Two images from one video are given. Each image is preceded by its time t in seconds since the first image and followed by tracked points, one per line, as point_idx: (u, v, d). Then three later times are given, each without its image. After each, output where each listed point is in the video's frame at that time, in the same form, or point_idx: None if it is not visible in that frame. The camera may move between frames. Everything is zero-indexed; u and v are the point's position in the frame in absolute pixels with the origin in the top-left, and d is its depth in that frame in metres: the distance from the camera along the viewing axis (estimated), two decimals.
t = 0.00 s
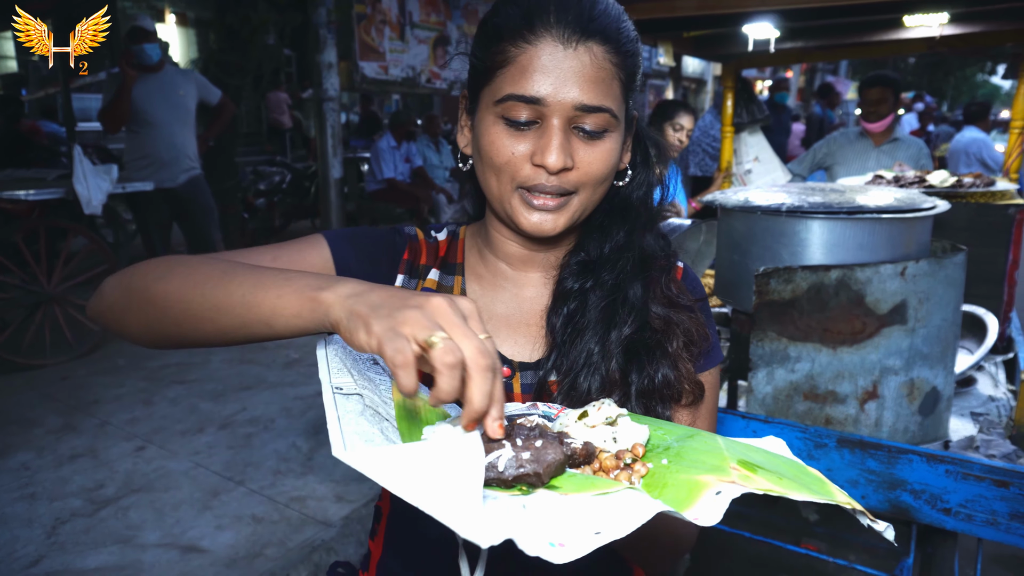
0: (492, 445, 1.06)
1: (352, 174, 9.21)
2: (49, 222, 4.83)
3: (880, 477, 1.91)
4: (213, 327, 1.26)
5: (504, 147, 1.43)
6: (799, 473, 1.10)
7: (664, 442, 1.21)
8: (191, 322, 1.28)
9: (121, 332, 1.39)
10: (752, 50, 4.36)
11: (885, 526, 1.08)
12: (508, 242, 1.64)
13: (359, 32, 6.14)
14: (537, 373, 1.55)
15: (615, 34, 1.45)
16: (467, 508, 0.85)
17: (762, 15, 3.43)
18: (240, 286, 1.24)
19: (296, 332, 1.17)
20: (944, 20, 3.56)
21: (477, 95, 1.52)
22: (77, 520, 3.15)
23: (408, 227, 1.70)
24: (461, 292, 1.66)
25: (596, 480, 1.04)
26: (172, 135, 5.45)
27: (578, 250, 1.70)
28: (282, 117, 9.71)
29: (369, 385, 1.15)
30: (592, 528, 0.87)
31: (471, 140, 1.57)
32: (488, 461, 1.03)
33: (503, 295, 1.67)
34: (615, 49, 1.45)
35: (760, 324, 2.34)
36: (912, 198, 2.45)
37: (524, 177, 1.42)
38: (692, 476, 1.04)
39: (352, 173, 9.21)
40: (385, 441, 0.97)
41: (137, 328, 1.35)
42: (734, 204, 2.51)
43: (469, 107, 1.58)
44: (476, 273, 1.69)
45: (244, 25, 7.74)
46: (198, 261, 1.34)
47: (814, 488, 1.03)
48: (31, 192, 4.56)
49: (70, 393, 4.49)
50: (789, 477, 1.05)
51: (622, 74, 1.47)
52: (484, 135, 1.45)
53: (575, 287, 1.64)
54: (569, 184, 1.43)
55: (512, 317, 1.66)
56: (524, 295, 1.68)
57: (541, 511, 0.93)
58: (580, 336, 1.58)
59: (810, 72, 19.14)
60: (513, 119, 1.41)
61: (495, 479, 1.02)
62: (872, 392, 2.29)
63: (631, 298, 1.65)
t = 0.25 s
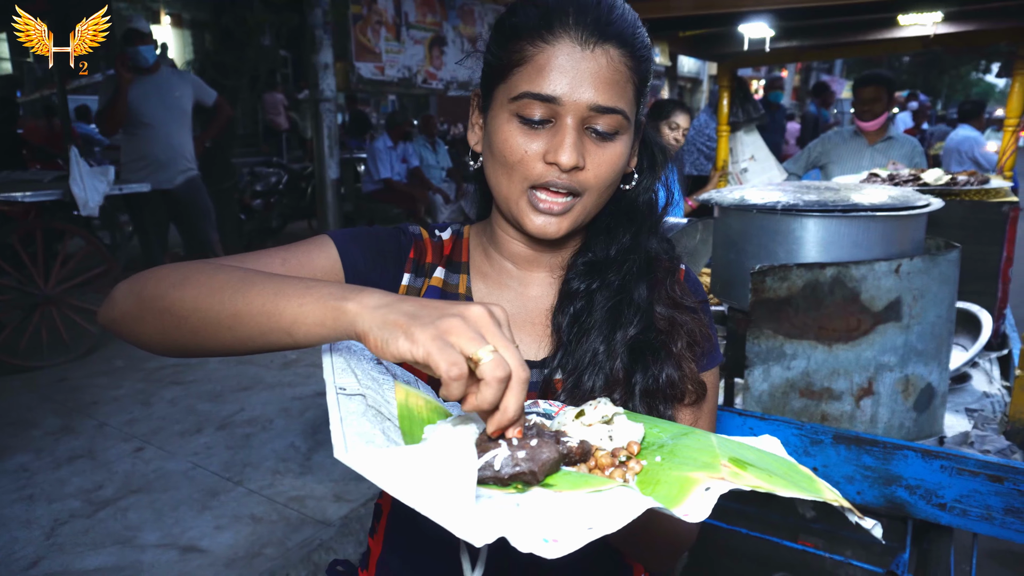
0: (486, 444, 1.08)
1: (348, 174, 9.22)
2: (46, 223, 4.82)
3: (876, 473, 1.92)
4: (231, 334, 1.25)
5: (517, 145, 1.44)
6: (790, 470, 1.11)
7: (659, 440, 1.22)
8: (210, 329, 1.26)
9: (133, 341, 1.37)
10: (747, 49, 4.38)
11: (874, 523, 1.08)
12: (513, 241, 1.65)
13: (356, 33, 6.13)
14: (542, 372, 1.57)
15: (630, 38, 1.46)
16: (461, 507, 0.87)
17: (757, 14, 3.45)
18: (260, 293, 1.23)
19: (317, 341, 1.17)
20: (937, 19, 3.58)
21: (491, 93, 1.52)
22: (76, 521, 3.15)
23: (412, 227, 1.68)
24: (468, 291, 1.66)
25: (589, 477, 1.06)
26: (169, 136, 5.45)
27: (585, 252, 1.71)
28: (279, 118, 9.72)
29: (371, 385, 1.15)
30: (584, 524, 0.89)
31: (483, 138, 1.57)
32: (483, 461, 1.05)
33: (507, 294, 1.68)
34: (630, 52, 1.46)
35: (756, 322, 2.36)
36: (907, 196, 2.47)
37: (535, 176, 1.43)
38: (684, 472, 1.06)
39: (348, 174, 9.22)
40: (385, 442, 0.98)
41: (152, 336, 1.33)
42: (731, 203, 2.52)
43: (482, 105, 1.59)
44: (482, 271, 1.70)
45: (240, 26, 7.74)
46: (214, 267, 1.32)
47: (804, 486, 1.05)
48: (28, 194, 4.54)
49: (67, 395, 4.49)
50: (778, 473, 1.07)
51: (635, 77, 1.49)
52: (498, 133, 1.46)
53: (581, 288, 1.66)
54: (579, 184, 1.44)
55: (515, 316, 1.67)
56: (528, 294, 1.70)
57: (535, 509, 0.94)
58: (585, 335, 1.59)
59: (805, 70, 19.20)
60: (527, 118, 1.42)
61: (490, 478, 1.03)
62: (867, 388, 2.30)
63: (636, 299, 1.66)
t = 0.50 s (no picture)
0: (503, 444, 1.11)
1: (346, 174, 9.22)
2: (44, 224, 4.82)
3: (874, 470, 1.94)
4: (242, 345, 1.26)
5: (524, 142, 1.45)
6: (797, 469, 1.12)
7: (668, 437, 1.24)
8: (221, 341, 1.28)
9: (148, 353, 1.39)
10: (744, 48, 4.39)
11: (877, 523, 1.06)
12: (519, 240, 1.66)
13: (353, 33, 6.13)
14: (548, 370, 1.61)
15: (633, 36, 1.48)
16: (480, 504, 0.88)
17: (754, 14, 3.45)
18: (269, 305, 1.23)
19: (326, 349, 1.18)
20: (933, 18, 3.59)
21: (496, 92, 1.53)
22: (77, 521, 3.15)
23: (417, 227, 1.69)
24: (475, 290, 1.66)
25: (601, 473, 1.08)
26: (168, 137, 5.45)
27: (589, 249, 1.71)
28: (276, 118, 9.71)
29: (384, 382, 1.17)
30: (600, 521, 0.90)
31: (488, 137, 1.58)
32: (500, 458, 1.08)
33: (513, 293, 1.69)
34: (633, 49, 1.48)
35: (755, 320, 2.36)
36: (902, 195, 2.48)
37: (543, 171, 1.43)
38: (694, 469, 1.07)
39: (346, 174, 9.22)
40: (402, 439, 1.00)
41: (165, 348, 1.35)
42: (728, 201, 2.53)
43: (487, 105, 1.60)
44: (487, 271, 1.70)
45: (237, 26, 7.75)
46: (223, 279, 1.33)
47: (810, 485, 1.06)
48: (26, 195, 4.54)
49: (67, 396, 4.49)
50: (786, 473, 1.08)
51: (639, 74, 1.50)
52: (504, 130, 1.47)
53: (585, 287, 1.66)
54: (586, 179, 1.45)
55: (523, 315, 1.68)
56: (535, 293, 1.71)
57: (552, 507, 0.95)
58: (590, 334, 1.61)
59: (802, 69, 19.21)
60: (534, 114, 1.44)
61: (505, 475, 1.07)
62: (865, 385, 2.32)
63: (640, 298, 1.67)
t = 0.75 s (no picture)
0: (510, 438, 1.11)
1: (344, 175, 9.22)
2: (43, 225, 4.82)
3: (872, 468, 1.95)
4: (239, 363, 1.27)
5: (524, 139, 1.45)
6: (796, 473, 1.13)
7: (671, 438, 1.25)
8: (220, 361, 1.28)
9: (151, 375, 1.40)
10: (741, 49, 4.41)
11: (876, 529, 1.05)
12: (520, 240, 1.67)
13: (352, 34, 6.14)
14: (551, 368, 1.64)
15: (630, 36, 1.50)
16: (485, 495, 0.90)
17: (752, 15, 3.46)
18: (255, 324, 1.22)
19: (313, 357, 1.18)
20: (930, 18, 3.60)
21: (497, 93, 1.54)
22: (77, 522, 3.16)
23: (416, 230, 1.68)
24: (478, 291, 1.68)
25: (604, 471, 1.08)
26: (167, 138, 5.46)
27: (590, 250, 1.72)
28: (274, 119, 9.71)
29: (392, 376, 1.20)
30: (601, 518, 0.92)
31: (489, 138, 1.60)
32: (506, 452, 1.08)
33: (516, 293, 1.71)
34: (631, 48, 1.49)
35: (753, 320, 2.37)
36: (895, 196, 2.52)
37: (543, 167, 1.44)
38: (696, 470, 1.08)
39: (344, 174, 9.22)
40: (410, 431, 1.02)
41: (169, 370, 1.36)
42: (725, 202, 2.55)
43: (488, 107, 1.61)
44: (489, 272, 1.72)
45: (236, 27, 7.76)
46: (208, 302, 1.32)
47: (809, 488, 1.06)
48: (25, 197, 4.54)
49: (66, 397, 4.50)
50: (787, 475, 1.08)
51: (637, 73, 1.51)
52: (504, 128, 1.48)
53: (587, 288, 1.68)
54: (586, 175, 1.45)
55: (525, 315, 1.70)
56: (536, 293, 1.73)
57: (555, 502, 0.96)
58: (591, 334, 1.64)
59: (800, 69, 19.23)
60: (534, 112, 1.45)
61: (510, 470, 1.06)
62: (863, 384, 2.33)
63: (641, 299, 1.68)
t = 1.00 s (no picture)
0: (510, 430, 1.11)
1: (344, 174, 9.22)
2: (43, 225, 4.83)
3: (872, 467, 1.96)
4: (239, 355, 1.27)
5: (514, 126, 1.43)
6: (793, 465, 1.14)
7: (668, 433, 1.25)
8: (221, 358, 1.28)
9: (161, 393, 1.42)
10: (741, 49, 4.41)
11: (868, 520, 1.07)
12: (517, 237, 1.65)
13: (352, 34, 6.15)
14: (547, 369, 1.57)
15: (624, 32, 1.52)
16: (485, 487, 0.91)
17: (751, 15, 3.47)
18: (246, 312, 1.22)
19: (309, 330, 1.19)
20: (929, 18, 3.61)
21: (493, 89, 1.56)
22: (78, 521, 3.16)
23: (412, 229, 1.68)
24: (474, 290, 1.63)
25: (602, 464, 1.10)
26: (167, 138, 5.46)
27: (587, 253, 1.73)
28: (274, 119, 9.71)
29: (394, 369, 1.18)
30: (599, 509, 0.92)
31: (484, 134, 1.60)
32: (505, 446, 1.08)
33: (512, 292, 1.67)
34: (623, 42, 1.51)
35: (753, 319, 2.38)
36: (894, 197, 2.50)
37: (531, 152, 1.40)
38: (692, 463, 1.08)
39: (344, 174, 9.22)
40: (411, 425, 1.01)
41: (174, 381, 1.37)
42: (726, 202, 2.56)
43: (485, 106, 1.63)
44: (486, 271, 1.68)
45: (236, 27, 7.76)
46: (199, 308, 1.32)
47: (806, 481, 1.06)
48: (26, 196, 4.55)
49: (66, 396, 4.50)
50: (782, 468, 1.09)
51: (629, 68, 1.53)
52: (496, 117, 1.47)
53: (583, 291, 1.68)
54: (576, 162, 1.41)
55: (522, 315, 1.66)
56: (533, 293, 1.69)
57: (554, 493, 0.97)
58: (589, 336, 1.61)
59: (799, 70, 19.25)
60: (526, 100, 1.45)
61: (510, 463, 1.06)
62: (862, 384, 2.32)
63: (638, 301, 1.69)
